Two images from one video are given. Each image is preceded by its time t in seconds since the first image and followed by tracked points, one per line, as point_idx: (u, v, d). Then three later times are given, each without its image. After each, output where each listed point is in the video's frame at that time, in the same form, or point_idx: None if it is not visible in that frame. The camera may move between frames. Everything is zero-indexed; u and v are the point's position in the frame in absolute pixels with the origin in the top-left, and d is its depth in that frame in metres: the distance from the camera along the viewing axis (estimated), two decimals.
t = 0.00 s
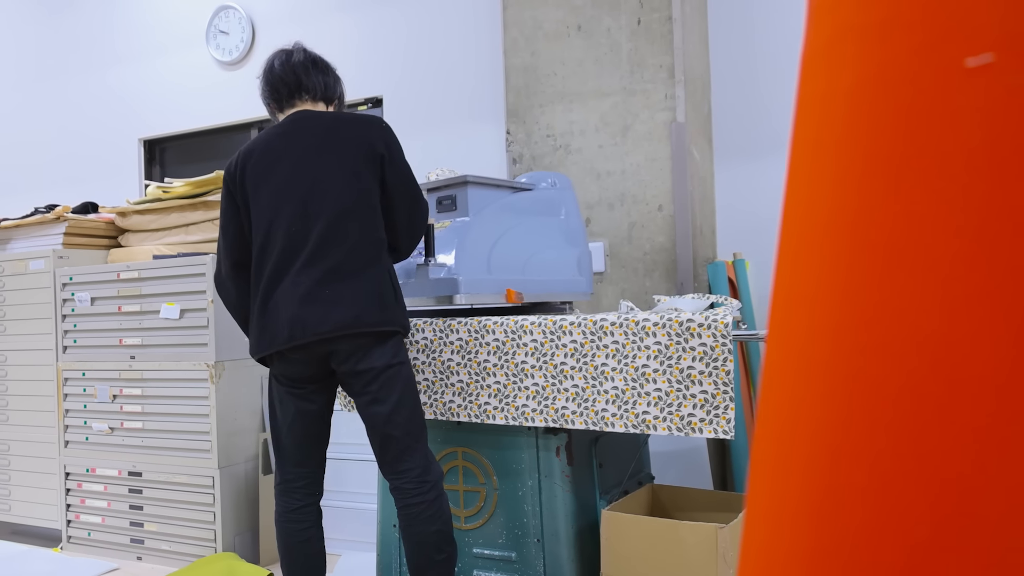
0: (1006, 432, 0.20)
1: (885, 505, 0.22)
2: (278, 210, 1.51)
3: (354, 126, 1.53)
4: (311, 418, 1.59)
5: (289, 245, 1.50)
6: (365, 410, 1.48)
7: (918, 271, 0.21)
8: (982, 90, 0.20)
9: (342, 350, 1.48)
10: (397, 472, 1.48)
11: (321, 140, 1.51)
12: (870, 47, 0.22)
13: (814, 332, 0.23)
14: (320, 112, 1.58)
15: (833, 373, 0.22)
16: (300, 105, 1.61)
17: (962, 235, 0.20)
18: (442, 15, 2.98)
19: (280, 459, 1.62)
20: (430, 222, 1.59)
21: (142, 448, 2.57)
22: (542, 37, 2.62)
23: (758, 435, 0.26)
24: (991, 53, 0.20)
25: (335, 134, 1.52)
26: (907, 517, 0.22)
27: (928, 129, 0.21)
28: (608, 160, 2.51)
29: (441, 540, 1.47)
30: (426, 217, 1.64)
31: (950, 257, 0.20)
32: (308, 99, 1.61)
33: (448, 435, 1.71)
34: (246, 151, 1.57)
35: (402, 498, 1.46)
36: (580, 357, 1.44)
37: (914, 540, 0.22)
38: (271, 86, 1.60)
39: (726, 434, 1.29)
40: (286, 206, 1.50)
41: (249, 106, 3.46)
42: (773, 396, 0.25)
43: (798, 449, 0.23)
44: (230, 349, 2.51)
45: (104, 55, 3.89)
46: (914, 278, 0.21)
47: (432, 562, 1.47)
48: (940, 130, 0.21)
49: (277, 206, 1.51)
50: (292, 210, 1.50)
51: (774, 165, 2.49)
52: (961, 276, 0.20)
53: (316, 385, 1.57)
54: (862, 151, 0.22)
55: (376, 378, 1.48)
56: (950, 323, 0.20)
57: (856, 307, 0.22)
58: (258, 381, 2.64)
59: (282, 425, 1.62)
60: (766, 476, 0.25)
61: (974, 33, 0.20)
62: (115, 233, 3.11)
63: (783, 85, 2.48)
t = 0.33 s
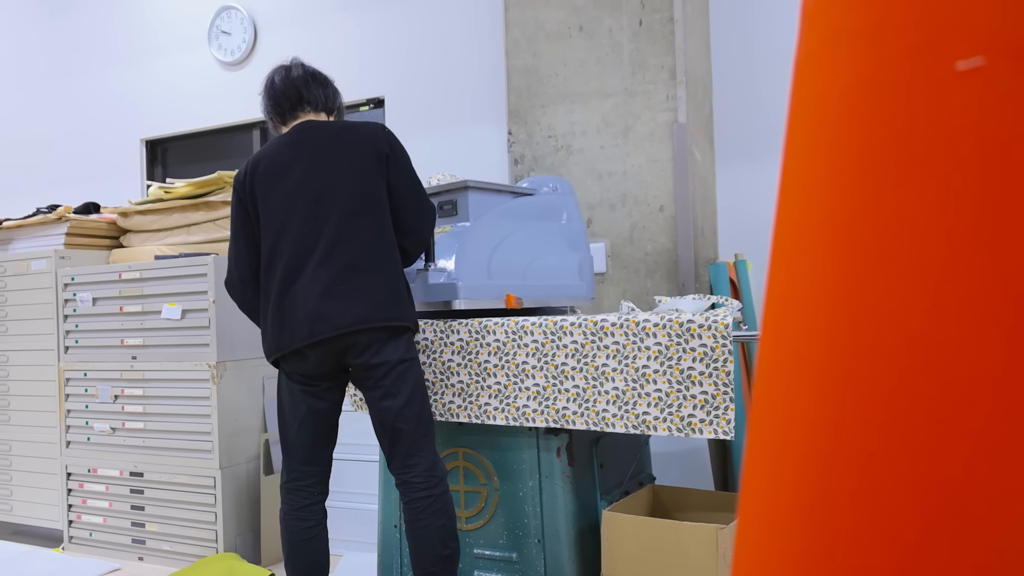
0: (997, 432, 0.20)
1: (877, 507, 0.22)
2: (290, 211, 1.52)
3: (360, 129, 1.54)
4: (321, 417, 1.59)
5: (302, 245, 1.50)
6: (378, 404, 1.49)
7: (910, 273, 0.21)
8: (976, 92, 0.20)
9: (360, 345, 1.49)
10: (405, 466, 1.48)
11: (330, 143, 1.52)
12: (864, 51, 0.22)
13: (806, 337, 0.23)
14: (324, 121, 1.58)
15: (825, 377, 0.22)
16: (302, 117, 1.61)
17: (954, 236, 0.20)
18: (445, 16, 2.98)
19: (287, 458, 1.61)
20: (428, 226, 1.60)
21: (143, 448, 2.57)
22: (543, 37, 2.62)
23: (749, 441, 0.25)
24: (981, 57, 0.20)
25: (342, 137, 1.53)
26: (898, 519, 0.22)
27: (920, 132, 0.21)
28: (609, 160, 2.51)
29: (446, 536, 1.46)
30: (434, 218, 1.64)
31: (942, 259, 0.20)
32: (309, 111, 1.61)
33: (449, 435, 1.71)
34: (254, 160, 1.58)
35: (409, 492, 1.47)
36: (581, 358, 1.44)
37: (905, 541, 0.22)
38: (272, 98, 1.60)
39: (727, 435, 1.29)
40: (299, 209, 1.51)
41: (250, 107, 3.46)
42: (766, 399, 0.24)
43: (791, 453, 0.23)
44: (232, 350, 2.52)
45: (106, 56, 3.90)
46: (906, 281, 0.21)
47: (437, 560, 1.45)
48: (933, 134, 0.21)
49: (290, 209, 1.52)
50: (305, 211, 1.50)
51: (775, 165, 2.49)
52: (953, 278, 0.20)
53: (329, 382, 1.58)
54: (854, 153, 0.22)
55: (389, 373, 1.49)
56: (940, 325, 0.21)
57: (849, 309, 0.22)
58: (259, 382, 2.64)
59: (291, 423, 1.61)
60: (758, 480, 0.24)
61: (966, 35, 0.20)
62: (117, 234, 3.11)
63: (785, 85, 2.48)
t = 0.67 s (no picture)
0: (984, 435, 0.20)
1: (867, 510, 0.22)
2: (289, 211, 1.53)
3: (361, 132, 1.54)
4: (322, 416, 1.59)
5: (301, 245, 1.51)
6: (376, 404, 1.48)
7: (901, 275, 0.21)
8: (964, 96, 0.20)
9: (355, 343, 1.48)
10: (404, 466, 1.48)
11: (331, 145, 1.52)
12: (854, 52, 0.22)
13: (796, 339, 0.23)
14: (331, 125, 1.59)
15: (816, 380, 0.22)
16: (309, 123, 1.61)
17: (945, 238, 0.20)
18: (446, 16, 2.98)
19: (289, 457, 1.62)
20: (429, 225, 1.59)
21: (143, 449, 2.57)
22: (544, 38, 2.62)
23: (741, 443, 0.25)
24: (970, 60, 0.20)
25: (344, 140, 1.53)
26: (889, 521, 0.22)
27: (910, 136, 0.21)
28: (609, 161, 2.51)
29: (445, 535, 1.47)
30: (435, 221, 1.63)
31: (934, 262, 0.20)
32: (316, 117, 1.61)
33: (449, 436, 1.71)
34: (257, 163, 1.58)
35: (408, 491, 1.46)
36: (581, 359, 1.44)
37: (895, 545, 0.22)
38: (281, 103, 1.61)
39: (726, 437, 1.29)
40: (299, 209, 1.52)
41: (252, 108, 3.46)
42: (758, 404, 0.24)
43: (783, 457, 0.23)
44: (232, 350, 2.52)
45: (107, 56, 3.91)
46: (895, 284, 0.21)
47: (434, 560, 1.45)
48: (922, 137, 0.21)
49: (289, 209, 1.53)
50: (304, 211, 1.51)
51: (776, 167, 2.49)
52: (943, 282, 0.20)
53: (328, 381, 1.58)
54: (847, 156, 0.22)
55: (387, 372, 1.49)
56: (931, 328, 0.20)
57: (838, 311, 0.22)
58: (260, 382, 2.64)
59: (291, 421, 1.61)
60: (751, 483, 0.24)
61: (956, 37, 0.20)
62: (118, 234, 3.12)
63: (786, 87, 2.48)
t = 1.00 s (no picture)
0: (977, 428, 0.21)
1: (860, 506, 0.23)
2: (276, 212, 1.54)
3: (353, 131, 1.53)
4: (307, 416, 1.59)
5: (285, 247, 1.52)
6: (356, 411, 1.48)
7: (892, 275, 0.22)
8: (953, 99, 0.21)
9: (330, 350, 1.47)
10: (389, 473, 1.47)
11: (320, 145, 1.52)
12: (846, 54, 0.23)
13: (789, 339, 0.23)
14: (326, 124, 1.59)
15: (809, 379, 0.23)
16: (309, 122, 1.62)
17: (937, 239, 0.21)
18: (446, 18, 2.98)
19: (280, 457, 1.63)
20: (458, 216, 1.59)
21: (143, 449, 2.57)
22: (545, 40, 2.62)
23: (735, 444, 0.26)
24: (960, 62, 0.21)
25: (333, 141, 1.52)
26: (882, 518, 0.23)
27: (900, 142, 0.22)
28: (609, 162, 2.51)
29: (435, 540, 1.47)
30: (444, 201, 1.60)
31: (925, 262, 0.21)
32: (314, 116, 1.61)
33: (449, 437, 1.71)
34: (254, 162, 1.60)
35: (395, 499, 1.46)
36: (574, 360, 1.44)
37: (886, 544, 0.23)
38: (282, 107, 1.63)
39: (719, 438, 1.29)
40: (284, 210, 1.53)
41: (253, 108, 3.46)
42: (749, 405, 0.25)
43: (776, 454, 0.24)
44: (232, 350, 2.51)
45: (108, 57, 3.91)
46: (886, 284, 0.22)
47: (426, 562, 1.46)
48: (912, 143, 0.22)
49: (276, 210, 1.54)
50: (290, 211, 1.52)
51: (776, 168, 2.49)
52: (933, 282, 0.21)
53: (310, 383, 1.57)
54: (839, 159, 0.22)
55: (366, 378, 1.48)
56: (920, 326, 0.21)
57: (830, 311, 0.22)
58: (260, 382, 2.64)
59: (279, 422, 1.62)
60: (743, 482, 0.25)
61: (945, 41, 0.21)
62: (118, 234, 3.12)
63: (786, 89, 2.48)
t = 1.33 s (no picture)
0: (965, 425, 0.21)
1: (851, 506, 0.23)
2: (268, 216, 1.56)
3: (339, 132, 1.53)
4: (300, 416, 1.59)
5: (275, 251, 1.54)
6: (349, 413, 1.49)
7: (883, 275, 0.22)
8: (945, 99, 0.21)
9: (320, 354, 1.48)
10: (384, 474, 1.48)
11: (309, 148, 1.53)
12: (839, 54, 0.23)
13: (781, 340, 0.23)
14: (318, 123, 1.59)
15: (802, 380, 0.23)
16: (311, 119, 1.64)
17: (929, 241, 0.21)
18: (446, 18, 2.98)
19: (274, 456, 1.63)
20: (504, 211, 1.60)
21: (143, 449, 2.57)
22: (545, 39, 2.62)
23: (728, 445, 0.26)
24: (950, 63, 0.21)
25: (317, 143, 1.53)
26: (873, 519, 0.23)
27: (892, 142, 0.22)
28: (610, 162, 2.51)
29: (431, 541, 1.46)
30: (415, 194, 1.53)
31: (914, 264, 0.21)
32: (314, 114, 1.63)
33: (448, 437, 1.70)
34: (252, 167, 1.64)
35: (391, 500, 1.46)
36: (571, 360, 1.44)
37: (876, 544, 0.23)
38: (288, 108, 1.66)
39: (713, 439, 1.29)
40: (275, 215, 1.54)
41: (253, 107, 3.47)
42: (743, 404, 0.25)
43: (768, 455, 0.24)
44: (232, 350, 2.51)
45: (109, 56, 3.92)
46: (875, 284, 0.22)
47: (422, 563, 1.46)
48: (903, 144, 0.22)
49: (268, 214, 1.56)
50: (280, 215, 1.54)
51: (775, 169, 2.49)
52: (923, 283, 0.21)
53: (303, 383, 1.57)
54: (832, 160, 0.22)
55: (359, 381, 1.48)
56: (908, 327, 0.22)
57: (821, 312, 0.22)
58: (259, 382, 2.64)
59: (273, 421, 1.63)
60: (737, 482, 0.25)
61: (936, 42, 0.21)
62: (118, 234, 3.12)
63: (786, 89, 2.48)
